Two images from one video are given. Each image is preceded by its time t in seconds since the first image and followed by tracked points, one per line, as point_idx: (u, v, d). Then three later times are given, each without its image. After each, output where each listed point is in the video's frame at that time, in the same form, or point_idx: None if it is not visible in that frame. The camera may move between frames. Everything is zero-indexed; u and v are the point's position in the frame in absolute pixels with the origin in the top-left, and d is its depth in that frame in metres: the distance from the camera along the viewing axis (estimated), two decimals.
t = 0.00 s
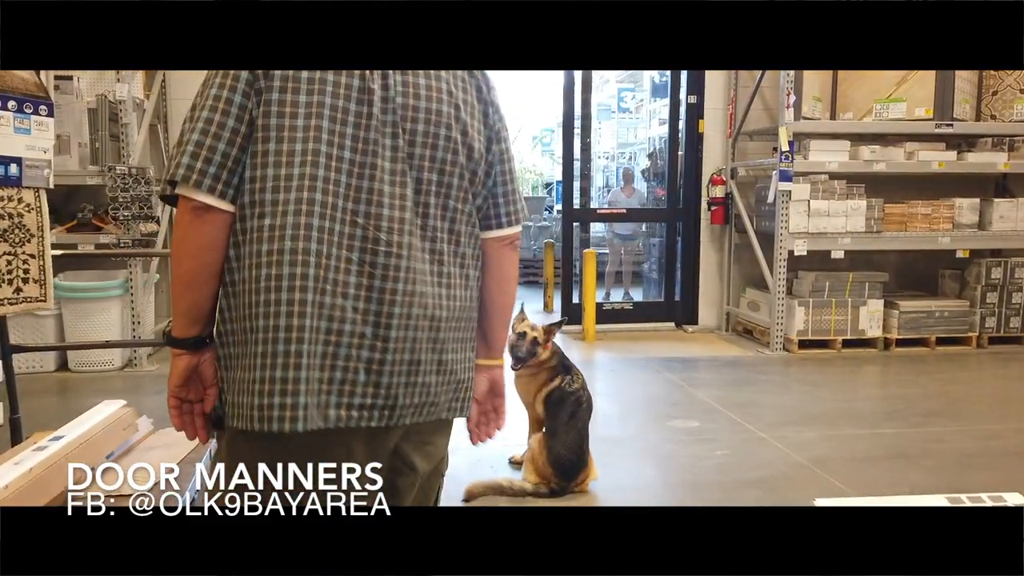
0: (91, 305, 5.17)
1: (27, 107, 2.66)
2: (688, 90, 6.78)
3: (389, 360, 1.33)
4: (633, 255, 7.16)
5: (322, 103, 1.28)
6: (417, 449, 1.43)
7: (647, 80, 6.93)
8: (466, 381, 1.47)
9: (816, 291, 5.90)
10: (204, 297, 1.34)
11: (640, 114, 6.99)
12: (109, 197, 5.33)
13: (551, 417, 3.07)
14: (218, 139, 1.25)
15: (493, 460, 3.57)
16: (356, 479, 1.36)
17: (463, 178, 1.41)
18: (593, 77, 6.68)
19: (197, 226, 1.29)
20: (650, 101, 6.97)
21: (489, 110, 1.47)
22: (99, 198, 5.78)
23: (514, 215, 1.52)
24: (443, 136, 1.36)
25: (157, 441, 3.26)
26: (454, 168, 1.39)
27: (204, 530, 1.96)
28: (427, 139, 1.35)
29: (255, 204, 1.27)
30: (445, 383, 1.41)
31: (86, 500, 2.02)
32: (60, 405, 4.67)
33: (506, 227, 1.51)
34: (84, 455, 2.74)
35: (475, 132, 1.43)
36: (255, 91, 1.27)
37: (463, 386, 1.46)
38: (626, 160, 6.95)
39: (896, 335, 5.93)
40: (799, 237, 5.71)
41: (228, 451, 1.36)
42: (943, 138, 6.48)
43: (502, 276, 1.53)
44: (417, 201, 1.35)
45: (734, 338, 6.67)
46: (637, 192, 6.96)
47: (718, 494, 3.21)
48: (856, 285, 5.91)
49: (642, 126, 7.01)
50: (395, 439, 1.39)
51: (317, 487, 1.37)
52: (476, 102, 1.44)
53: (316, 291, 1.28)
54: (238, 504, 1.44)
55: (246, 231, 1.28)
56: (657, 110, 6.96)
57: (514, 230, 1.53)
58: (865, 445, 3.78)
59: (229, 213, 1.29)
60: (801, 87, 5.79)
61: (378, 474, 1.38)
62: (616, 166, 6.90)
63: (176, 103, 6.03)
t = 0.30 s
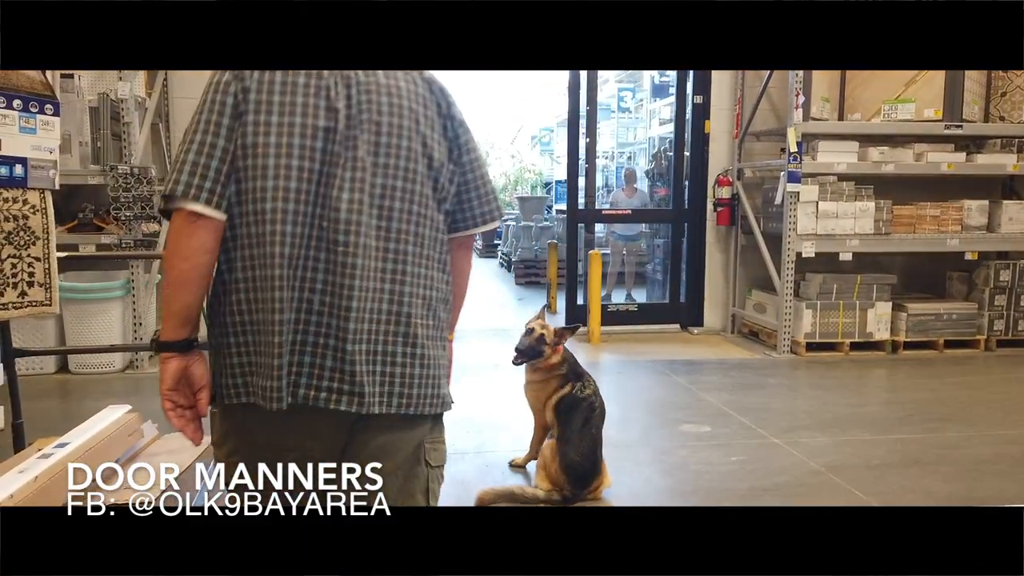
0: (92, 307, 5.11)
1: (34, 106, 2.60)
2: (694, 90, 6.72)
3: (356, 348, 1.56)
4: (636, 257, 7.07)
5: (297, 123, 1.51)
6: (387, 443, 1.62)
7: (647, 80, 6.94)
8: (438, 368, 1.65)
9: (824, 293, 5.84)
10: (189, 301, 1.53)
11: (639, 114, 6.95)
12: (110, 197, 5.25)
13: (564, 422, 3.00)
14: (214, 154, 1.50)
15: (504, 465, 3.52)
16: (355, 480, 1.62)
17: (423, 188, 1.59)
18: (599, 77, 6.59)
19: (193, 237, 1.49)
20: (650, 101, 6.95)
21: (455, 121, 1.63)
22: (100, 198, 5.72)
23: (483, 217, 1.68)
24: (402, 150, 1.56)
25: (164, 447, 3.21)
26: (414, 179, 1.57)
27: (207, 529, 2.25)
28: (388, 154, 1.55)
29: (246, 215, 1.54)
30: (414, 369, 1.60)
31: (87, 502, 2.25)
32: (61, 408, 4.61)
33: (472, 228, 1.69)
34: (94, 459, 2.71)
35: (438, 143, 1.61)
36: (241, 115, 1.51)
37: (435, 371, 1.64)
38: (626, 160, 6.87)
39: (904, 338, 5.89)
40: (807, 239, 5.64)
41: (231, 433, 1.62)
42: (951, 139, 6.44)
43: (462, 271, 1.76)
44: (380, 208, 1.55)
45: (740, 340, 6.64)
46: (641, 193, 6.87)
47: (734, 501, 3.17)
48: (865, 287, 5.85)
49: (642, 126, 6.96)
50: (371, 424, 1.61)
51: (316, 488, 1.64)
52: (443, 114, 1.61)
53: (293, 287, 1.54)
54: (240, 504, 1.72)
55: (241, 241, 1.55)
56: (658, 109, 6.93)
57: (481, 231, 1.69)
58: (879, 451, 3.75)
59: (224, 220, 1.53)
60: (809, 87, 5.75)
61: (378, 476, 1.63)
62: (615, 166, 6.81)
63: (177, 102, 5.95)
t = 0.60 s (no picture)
0: (86, 310, 5.07)
1: (26, 107, 2.57)
2: (692, 91, 6.70)
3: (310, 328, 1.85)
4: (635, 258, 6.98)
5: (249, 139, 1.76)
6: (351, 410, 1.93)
7: (644, 82, 6.81)
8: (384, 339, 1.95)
9: (824, 295, 5.81)
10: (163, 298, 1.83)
11: (636, 115, 6.83)
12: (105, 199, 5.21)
13: (563, 426, 2.97)
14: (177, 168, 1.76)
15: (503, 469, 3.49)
16: (353, 481, 1.98)
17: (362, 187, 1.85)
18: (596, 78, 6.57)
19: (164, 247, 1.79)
20: (646, 102, 6.84)
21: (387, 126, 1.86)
22: (95, 200, 5.67)
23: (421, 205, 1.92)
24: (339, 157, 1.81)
25: (159, 452, 3.18)
26: (349, 184, 1.83)
27: (208, 529, 2.39)
28: (328, 162, 1.81)
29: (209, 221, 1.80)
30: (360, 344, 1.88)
31: (87, 502, 2.41)
32: (55, 413, 4.57)
33: (406, 214, 1.93)
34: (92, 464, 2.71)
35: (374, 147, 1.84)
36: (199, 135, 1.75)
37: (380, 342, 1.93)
38: (621, 161, 6.82)
39: (904, 339, 5.87)
40: (806, 241, 5.62)
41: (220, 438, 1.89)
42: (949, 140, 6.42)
43: (413, 259, 1.97)
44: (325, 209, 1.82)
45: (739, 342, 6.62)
46: (639, 195, 6.85)
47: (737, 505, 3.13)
48: (864, 288, 5.82)
49: (638, 128, 6.85)
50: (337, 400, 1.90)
51: (315, 487, 1.96)
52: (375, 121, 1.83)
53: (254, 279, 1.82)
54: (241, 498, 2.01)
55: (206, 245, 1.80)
56: (654, 110, 6.86)
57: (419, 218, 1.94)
58: (882, 454, 3.72)
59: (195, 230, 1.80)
60: (808, 88, 5.74)
61: (376, 475, 2.01)
62: (612, 168, 6.78)
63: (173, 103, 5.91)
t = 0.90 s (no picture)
0: (75, 314, 5.01)
1: (6, 109, 2.51)
2: (686, 91, 6.67)
3: (273, 320, 1.93)
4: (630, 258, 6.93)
5: (215, 141, 1.87)
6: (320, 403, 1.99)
7: (637, 83, 6.84)
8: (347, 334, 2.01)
9: (818, 296, 5.78)
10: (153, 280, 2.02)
11: (630, 116, 6.85)
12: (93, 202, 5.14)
13: (557, 428, 2.92)
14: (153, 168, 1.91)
15: (495, 473, 3.45)
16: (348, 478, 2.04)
17: (326, 188, 1.93)
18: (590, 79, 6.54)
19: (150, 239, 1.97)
20: (641, 103, 6.85)
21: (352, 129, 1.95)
22: (84, 203, 5.61)
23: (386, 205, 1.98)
24: (303, 160, 1.90)
25: (147, 459, 3.14)
26: (313, 182, 1.91)
27: (206, 529, 2.42)
28: (293, 163, 1.90)
29: (180, 219, 1.91)
30: (322, 337, 1.96)
31: (87, 502, 2.51)
32: (43, 418, 4.51)
33: (371, 215, 1.98)
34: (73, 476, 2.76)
35: (337, 149, 1.93)
36: (172, 137, 1.88)
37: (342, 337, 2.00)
38: (617, 163, 6.79)
39: (898, 340, 5.86)
40: (801, 242, 5.60)
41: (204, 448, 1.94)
42: (942, 140, 6.41)
43: (378, 260, 2.02)
44: (289, 208, 1.91)
45: (734, 343, 6.60)
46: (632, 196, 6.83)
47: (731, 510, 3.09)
48: (858, 289, 5.80)
49: (632, 128, 6.85)
50: (308, 395, 1.98)
51: (315, 487, 2.01)
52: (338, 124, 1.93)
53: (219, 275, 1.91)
54: (240, 505, 2.04)
55: (178, 241, 1.92)
56: (649, 112, 6.85)
57: (384, 217, 1.99)
58: (878, 457, 3.69)
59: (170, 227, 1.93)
60: (802, 88, 5.71)
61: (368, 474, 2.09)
62: (607, 169, 6.76)
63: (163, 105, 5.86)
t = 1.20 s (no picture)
0: (59, 317, 4.96)
1: None
2: (677, 91, 6.62)
3: (253, 314, 2.08)
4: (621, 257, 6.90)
5: (210, 146, 2.04)
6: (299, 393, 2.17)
7: (632, 83, 6.81)
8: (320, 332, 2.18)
9: (809, 296, 5.76)
10: (149, 272, 2.17)
11: (625, 117, 6.83)
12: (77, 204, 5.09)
13: (540, 434, 2.87)
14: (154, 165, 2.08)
15: (479, 478, 3.41)
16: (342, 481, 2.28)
17: (310, 197, 2.09)
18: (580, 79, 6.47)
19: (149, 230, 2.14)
20: (636, 103, 6.83)
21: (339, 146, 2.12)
22: (67, 205, 5.55)
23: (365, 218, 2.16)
24: (290, 171, 2.06)
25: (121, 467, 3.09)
26: (301, 191, 2.08)
27: (206, 527, 2.47)
28: (284, 171, 2.06)
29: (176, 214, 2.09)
30: (297, 333, 2.12)
31: (86, 502, 2.60)
32: (25, 423, 4.47)
33: (351, 226, 2.15)
34: (44, 486, 2.74)
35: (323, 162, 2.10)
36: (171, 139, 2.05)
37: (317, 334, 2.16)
38: (611, 162, 6.81)
39: (890, 341, 5.83)
40: (792, 242, 5.56)
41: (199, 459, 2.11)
42: (934, 140, 6.38)
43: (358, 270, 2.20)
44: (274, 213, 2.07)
45: (726, 344, 6.57)
46: (623, 195, 6.77)
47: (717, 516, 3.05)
48: (849, 290, 5.77)
49: (627, 129, 6.84)
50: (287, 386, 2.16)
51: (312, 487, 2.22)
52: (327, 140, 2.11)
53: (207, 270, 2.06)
54: (239, 502, 2.24)
55: (172, 235, 2.08)
56: (643, 112, 6.83)
57: (361, 229, 2.17)
58: (866, 459, 3.67)
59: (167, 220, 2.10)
60: (793, 88, 5.68)
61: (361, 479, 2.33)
62: (601, 169, 6.74)
63: (149, 106, 5.83)
